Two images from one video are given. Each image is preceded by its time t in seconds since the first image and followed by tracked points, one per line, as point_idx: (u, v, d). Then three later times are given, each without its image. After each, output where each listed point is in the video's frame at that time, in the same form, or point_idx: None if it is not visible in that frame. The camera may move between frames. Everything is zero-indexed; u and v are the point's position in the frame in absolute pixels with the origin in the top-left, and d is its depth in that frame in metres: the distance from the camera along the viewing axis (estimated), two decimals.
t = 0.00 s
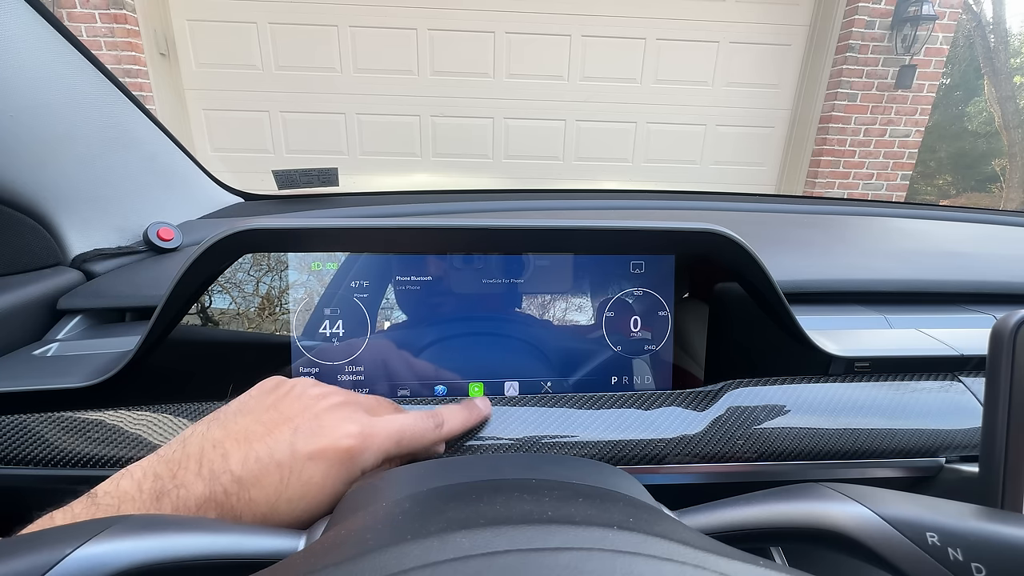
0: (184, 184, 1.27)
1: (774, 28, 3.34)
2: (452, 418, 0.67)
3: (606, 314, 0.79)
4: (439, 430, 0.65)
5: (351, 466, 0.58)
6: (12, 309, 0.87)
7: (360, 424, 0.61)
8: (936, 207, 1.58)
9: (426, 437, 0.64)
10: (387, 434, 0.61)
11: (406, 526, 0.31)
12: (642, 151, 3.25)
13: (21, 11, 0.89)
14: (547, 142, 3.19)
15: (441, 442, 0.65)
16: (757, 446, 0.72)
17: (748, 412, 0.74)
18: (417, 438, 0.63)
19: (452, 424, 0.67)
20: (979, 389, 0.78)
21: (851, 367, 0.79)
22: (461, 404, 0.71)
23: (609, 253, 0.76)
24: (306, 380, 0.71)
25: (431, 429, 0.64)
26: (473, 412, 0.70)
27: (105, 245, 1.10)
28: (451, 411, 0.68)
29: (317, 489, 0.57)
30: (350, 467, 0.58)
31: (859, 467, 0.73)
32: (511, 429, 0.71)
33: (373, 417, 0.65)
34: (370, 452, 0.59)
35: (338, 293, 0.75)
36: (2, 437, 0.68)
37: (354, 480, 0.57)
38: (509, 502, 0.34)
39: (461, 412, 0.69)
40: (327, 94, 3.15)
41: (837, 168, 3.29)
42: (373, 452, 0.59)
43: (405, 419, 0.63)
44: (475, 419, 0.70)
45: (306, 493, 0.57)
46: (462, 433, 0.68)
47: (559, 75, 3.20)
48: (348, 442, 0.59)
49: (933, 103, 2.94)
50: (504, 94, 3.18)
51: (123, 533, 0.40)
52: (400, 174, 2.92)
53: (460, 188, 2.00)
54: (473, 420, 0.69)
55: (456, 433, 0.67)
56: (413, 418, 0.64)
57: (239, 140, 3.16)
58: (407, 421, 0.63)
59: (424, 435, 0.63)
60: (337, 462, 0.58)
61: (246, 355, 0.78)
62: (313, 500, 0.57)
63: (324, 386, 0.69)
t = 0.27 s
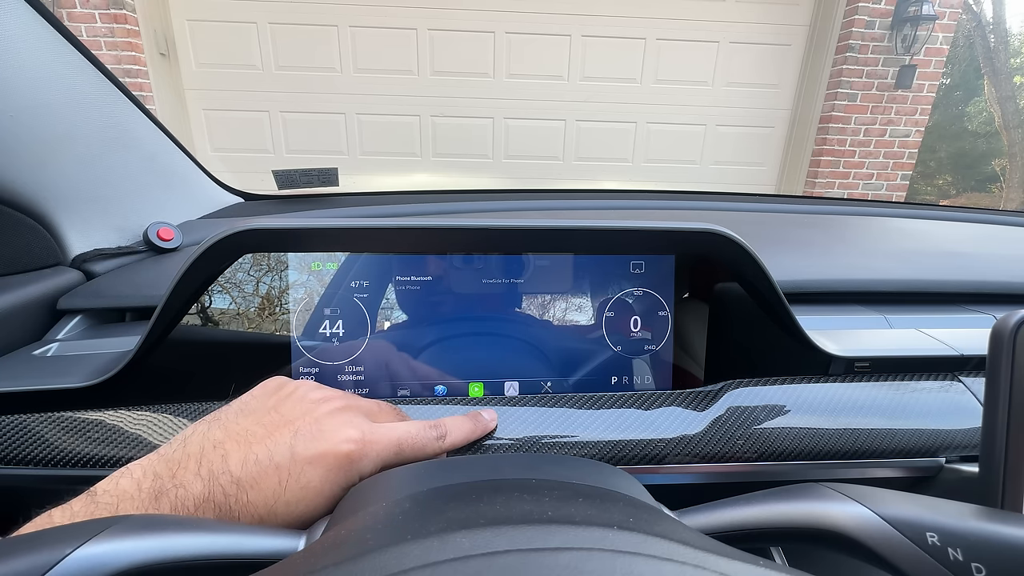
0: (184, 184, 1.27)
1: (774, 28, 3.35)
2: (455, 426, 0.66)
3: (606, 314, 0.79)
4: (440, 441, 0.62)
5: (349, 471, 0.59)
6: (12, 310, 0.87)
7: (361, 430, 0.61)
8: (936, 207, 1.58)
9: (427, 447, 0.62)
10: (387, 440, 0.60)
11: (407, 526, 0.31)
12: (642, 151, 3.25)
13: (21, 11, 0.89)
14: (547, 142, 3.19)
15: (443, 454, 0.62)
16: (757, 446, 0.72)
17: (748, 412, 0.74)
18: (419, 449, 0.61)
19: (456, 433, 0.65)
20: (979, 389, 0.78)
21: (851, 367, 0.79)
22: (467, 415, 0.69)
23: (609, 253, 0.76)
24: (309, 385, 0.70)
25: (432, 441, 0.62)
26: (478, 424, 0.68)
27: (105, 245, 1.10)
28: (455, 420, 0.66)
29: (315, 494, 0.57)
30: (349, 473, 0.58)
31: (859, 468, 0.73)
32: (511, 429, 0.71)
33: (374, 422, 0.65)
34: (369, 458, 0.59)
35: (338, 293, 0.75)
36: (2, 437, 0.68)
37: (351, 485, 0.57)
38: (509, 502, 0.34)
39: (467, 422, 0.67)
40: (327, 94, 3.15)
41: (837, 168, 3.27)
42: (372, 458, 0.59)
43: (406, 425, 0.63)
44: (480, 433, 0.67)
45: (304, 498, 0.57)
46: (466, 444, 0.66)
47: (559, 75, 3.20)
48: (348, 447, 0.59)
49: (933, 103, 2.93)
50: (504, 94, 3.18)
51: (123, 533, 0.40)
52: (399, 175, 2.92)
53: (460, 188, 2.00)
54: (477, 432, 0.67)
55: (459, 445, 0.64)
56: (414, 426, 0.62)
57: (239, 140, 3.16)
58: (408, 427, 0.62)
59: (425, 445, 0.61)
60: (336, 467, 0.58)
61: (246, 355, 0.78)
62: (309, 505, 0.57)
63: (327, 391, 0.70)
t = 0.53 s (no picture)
0: (184, 184, 1.27)
1: (774, 28, 3.35)
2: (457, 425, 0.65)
3: (606, 314, 0.79)
4: (442, 441, 0.61)
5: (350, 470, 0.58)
6: (12, 310, 0.87)
7: (363, 428, 0.61)
8: (936, 207, 1.58)
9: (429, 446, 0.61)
10: (389, 439, 0.59)
11: (406, 526, 0.31)
12: (642, 150, 3.24)
13: (21, 11, 0.89)
14: (547, 142, 3.19)
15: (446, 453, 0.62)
16: (757, 446, 0.72)
17: (748, 412, 0.74)
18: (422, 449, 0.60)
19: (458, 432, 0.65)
20: (979, 389, 0.78)
21: (851, 367, 0.79)
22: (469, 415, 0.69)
23: (609, 253, 0.76)
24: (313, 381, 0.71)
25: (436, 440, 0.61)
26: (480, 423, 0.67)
27: (105, 245, 1.10)
28: (457, 419, 0.66)
29: (316, 492, 0.57)
30: (350, 472, 0.57)
31: (859, 468, 0.73)
32: (511, 429, 0.71)
33: (377, 421, 0.64)
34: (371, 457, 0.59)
35: (338, 293, 0.75)
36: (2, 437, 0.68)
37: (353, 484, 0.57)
38: (509, 502, 0.34)
39: (468, 420, 0.67)
40: (327, 94, 3.15)
41: (837, 168, 3.26)
42: (375, 457, 0.58)
43: (409, 424, 0.62)
44: (481, 431, 0.67)
45: (305, 496, 0.57)
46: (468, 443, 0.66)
47: (559, 75, 3.20)
48: (350, 445, 0.58)
49: (933, 103, 2.93)
50: (504, 94, 3.18)
51: (123, 533, 0.40)
52: (399, 174, 2.90)
53: (460, 188, 2.00)
54: (479, 431, 0.67)
55: (462, 445, 0.63)
56: (416, 425, 0.62)
57: (239, 140, 3.16)
58: (410, 426, 0.62)
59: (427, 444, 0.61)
60: (338, 466, 0.58)
61: (246, 355, 0.78)
62: (311, 504, 0.56)
63: (330, 388, 0.70)
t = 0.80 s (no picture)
0: (184, 184, 1.27)
1: (774, 28, 3.35)
2: (473, 414, 0.67)
3: (606, 314, 0.79)
4: (457, 428, 0.64)
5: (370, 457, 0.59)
6: (12, 309, 0.87)
7: (381, 417, 0.62)
8: (936, 207, 1.58)
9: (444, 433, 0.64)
10: (408, 428, 0.61)
11: (406, 526, 0.31)
12: (642, 150, 3.23)
13: (20, 11, 0.89)
14: (547, 142, 3.18)
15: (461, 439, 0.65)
16: (757, 446, 0.72)
17: (748, 412, 0.74)
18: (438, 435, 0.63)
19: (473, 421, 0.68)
20: (979, 389, 0.78)
21: (851, 367, 0.79)
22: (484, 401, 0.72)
23: (609, 254, 0.76)
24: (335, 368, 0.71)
25: (450, 427, 0.64)
26: (494, 410, 0.71)
27: (105, 245, 1.10)
28: (471, 406, 0.69)
29: (337, 480, 0.58)
30: (370, 459, 0.59)
31: (860, 468, 0.73)
32: (511, 428, 0.71)
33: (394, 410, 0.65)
34: (390, 445, 0.60)
35: (338, 293, 0.75)
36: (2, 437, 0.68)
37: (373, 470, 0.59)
38: (509, 502, 0.34)
39: (483, 408, 0.69)
40: (327, 94, 3.15)
41: (837, 168, 3.25)
42: (392, 446, 0.60)
43: (425, 414, 0.64)
44: (495, 419, 0.70)
45: (326, 484, 0.57)
46: (482, 430, 0.69)
47: (559, 75, 3.20)
48: (368, 434, 0.60)
49: (933, 103, 2.93)
50: (504, 94, 3.18)
51: (123, 533, 0.40)
52: (398, 174, 2.89)
53: (460, 188, 2.00)
54: (493, 418, 0.69)
55: (475, 430, 0.67)
56: (433, 413, 0.64)
57: (239, 140, 3.16)
58: (426, 416, 0.63)
59: (443, 432, 0.64)
60: (357, 453, 0.59)
61: (246, 355, 0.78)
62: (332, 491, 0.57)
63: (348, 376, 0.70)
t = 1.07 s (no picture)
0: (184, 184, 1.27)
1: (774, 28, 3.35)
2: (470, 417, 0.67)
3: (606, 314, 0.79)
4: (453, 429, 0.64)
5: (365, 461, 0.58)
6: (12, 310, 0.87)
7: (376, 420, 0.61)
8: (936, 207, 1.58)
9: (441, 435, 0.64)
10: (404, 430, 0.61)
11: (406, 526, 0.31)
12: (642, 150, 3.23)
13: (21, 11, 0.89)
14: (547, 142, 3.18)
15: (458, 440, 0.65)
16: (757, 446, 0.72)
17: (748, 412, 0.74)
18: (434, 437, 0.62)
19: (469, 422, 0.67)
20: (979, 389, 0.78)
21: (851, 367, 0.79)
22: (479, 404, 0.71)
23: (609, 254, 0.76)
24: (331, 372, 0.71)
25: (447, 429, 0.64)
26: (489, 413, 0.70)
27: (105, 245, 1.10)
28: (468, 408, 0.68)
29: (332, 484, 0.57)
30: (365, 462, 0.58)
31: (860, 468, 0.73)
32: (511, 428, 0.71)
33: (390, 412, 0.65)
34: (386, 447, 0.59)
35: (338, 293, 0.75)
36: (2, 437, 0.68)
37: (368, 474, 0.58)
38: (509, 502, 0.34)
39: (480, 410, 0.69)
40: (327, 94, 3.15)
41: (837, 168, 3.25)
42: (389, 448, 0.59)
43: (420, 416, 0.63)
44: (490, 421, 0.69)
45: (320, 488, 0.57)
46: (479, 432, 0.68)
47: (559, 75, 3.20)
48: (364, 437, 0.59)
49: (933, 103, 2.92)
50: (504, 94, 3.18)
51: (123, 533, 0.40)
52: (399, 175, 2.88)
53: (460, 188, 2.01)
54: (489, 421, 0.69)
55: (472, 432, 0.66)
56: (429, 416, 0.64)
57: (239, 140, 3.16)
58: (422, 418, 0.63)
59: (440, 435, 0.63)
60: (352, 457, 0.58)
61: (246, 355, 0.77)
62: (327, 495, 0.57)
63: (343, 377, 0.70)
